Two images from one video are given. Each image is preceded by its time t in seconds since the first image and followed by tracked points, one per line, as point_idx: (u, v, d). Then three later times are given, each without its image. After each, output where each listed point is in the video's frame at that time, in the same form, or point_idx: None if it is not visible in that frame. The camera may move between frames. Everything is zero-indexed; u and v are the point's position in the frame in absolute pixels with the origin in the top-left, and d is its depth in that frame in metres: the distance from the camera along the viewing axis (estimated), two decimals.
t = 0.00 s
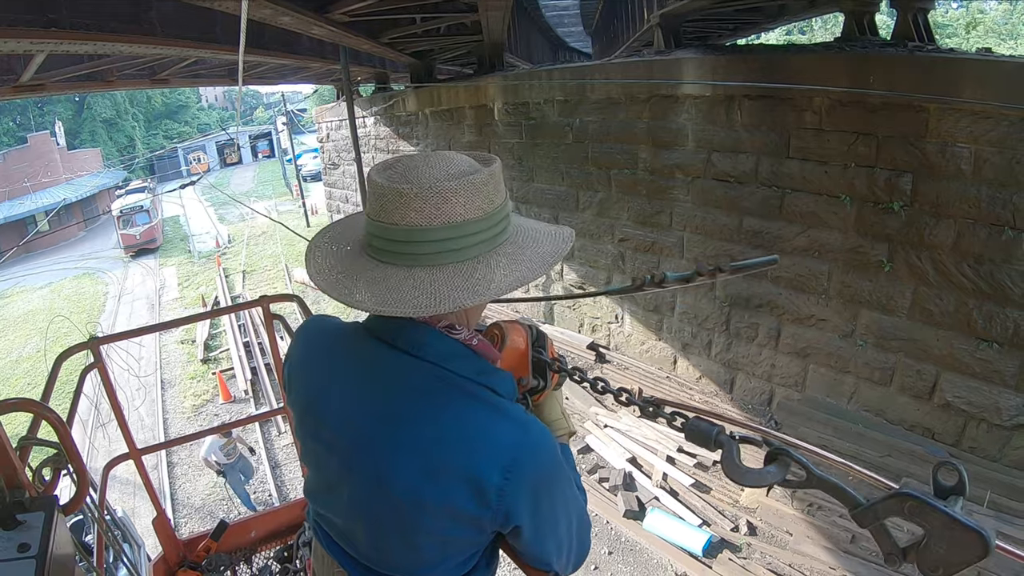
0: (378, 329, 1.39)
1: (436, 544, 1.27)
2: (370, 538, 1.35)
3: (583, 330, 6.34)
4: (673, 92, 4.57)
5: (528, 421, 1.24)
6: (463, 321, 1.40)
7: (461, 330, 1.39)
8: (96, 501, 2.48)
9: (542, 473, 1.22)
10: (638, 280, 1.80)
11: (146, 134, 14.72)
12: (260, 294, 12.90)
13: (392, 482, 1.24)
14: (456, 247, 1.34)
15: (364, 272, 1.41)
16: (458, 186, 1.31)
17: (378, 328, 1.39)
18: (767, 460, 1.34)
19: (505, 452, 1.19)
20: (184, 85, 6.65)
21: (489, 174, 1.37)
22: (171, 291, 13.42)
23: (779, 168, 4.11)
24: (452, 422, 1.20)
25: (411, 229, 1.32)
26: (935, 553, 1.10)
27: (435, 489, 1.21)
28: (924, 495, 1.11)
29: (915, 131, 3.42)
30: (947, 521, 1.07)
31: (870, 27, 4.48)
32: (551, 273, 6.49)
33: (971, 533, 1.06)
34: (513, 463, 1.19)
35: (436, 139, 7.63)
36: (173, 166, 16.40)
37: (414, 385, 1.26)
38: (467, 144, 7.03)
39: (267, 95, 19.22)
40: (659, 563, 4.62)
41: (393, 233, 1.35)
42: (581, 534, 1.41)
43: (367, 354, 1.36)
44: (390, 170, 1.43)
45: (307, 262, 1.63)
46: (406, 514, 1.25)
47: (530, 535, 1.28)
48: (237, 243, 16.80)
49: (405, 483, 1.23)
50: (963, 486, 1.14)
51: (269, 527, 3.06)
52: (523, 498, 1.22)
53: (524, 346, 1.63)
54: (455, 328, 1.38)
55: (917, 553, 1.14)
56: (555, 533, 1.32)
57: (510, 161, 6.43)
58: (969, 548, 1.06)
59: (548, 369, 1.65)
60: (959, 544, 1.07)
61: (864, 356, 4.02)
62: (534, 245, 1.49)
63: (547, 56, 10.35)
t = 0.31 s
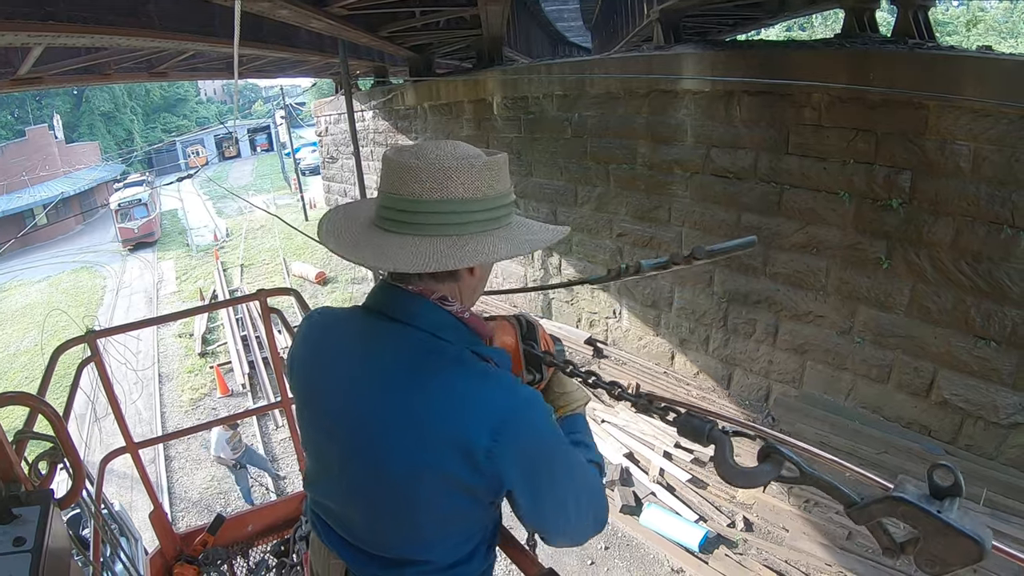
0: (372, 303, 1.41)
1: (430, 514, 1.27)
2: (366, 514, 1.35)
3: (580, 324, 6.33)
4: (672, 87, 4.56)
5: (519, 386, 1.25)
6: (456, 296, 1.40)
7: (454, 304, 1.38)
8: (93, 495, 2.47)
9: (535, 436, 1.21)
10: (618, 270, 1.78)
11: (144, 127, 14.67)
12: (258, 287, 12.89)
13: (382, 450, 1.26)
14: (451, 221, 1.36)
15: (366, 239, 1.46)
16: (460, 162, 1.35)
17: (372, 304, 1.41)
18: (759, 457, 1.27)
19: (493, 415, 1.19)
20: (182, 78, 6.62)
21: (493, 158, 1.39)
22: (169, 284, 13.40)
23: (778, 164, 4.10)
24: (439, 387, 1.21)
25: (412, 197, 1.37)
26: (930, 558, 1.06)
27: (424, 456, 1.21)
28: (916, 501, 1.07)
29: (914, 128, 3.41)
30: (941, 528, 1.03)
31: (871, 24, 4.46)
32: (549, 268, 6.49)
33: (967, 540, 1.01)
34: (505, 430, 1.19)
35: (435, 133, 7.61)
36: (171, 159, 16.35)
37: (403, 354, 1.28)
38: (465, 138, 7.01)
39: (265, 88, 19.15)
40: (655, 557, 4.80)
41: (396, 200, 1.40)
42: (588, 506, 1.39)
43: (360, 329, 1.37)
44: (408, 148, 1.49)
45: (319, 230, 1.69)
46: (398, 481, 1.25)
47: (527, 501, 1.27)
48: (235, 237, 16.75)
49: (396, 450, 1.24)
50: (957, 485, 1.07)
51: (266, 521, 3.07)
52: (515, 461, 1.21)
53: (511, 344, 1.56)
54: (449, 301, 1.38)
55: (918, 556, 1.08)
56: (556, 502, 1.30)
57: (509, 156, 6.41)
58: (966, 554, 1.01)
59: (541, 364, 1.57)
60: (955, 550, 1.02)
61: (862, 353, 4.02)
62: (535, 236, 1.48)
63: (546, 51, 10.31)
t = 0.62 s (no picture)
0: (364, 279, 1.56)
1: (403, 464, 1.38)
2: (348, 470, 1.46)
3: (577, 320, 6.32)
4: (670, 84, 4.55)
5: (487, 348, 1.33)
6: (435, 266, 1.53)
7: (431, 273, 1.51)
8: (88, 491, 2.46)
9: (499, 392, 1.28)
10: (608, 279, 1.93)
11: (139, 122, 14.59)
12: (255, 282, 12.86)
13: (360, 404, 1.38)
14: (425, 194, 1.48)
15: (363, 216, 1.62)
16: (439, 143, 1.49)
17: (365, 277, 1.55)
18: (751, 466, 1.28)
19: (456, 369, 1.29)
20: (179, 73, 6.58)
21: (475, 142, 1.51)
22: (165, 279, 13.37)
23: (775, 161, 4.10)
24: (410, 343, 1.33)
25: (398, 173, 1.52)
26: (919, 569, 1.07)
27: (394, 406, 1.33)
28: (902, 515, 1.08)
29: (912, 126, 3.41)
30: (928, 543, 1.04)
31: (869, 21, 4.46)
32: (546, 264, 6.48)
33: (954, 556, 1.01)
34: (472, 391, 1.28)
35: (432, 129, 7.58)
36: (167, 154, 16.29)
37: (382, 318, 1.41)
38: (462, 134, 6.99)
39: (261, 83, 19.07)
40: (651, 554, 4.82)
41: (387, 177, 1.56)
42: (585, 480, 1.35)
43: (352, 299, 1.51)
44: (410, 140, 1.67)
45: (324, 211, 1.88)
46: (374, 432, 1.37)
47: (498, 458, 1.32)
48: (232, 232, 16.67)
49: (371, 403, 1.36)
50: (945, 498, 1.06)
51: (262, 517, 3.06)
52: (480, 414, 1.28)
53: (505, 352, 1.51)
54: (427, 271, 1.51)
55: (906, 566, 1.10)
56: (535, 463, 1.31)
57: (506, 152, 6.40)
58: (953, 568, 1.02)
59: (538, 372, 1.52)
60: (943, 564, 1.03)
61: (858, 350, 4.03)
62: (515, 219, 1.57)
63: (542, 46, 10.29)
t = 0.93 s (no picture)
0: (375, 269, 1.59)
1: (404, 445, 1.40)
2: (349, 452, 1.48)
3: (573, 319, 6.32)
4: (667, 83, 4.56)
5: (493, 332, 1.36)
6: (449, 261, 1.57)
7: (444, 265, 1.54)
8: (84, 490, 2.44)
9: (502, 373, 1.30)
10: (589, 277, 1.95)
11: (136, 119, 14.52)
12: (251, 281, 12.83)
13: (364, 385, 1.41)
14: (446, 190, 1.53)
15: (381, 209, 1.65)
16: (472, 149, 1.57)
17: (375, 267, 1.58)
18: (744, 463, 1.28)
19: (461, 351, 1.32)
20: (176, 70, 6.56)
21: (505, 154, 1.60)
22: (162, 278, 13.33)
23: (772, 160, 4.11)
24: (416, 326, 1.37)
25: (423, 169, 1.58)
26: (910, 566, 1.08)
27: (398, 386, 1.36)
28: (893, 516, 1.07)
29: (908, 125, 3.42)
30: (919, 543, 1.04)
31: (866, 21, 4.46)
32: (542, 262, 6.48)
33: (944, 555, 1.02)
34: (475, 371, 1.30)
35: (429, 127, 7.57)
36: (164, 152, 16.24)
37: (390, 303, 1.44)
38: (460, 132, 6.99)
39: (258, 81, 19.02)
40: (647, 552, 4.83)
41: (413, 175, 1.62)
42: (586, 464, 1.37)
43: (360, 285, 1.54)
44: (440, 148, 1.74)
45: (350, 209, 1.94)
46: (376, 413, 1.39)
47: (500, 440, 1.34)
48: (228, 230, 16.63)
49: (375, 384, 1.39)
50: (938, 499, 1.06)
51: (259, 514, 3.06)
52: (482, 396, 1.30)
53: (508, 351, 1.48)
54: (441, 263, 1.54)
55: (900, 561, 1.11)
56: (535, 445, 1.33)
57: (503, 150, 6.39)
58: (943, 566, 1.03)
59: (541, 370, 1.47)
60: (934, 563, 1.03)
61: (855, 349, 4.04)
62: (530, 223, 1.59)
63: (539, 45, 10.29)
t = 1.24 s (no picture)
0: (375, 270, 1.58)
1: (412, 446, 1.39)
2: (353, 453, 1.46)
3: (569, 319, 6.31)
4: (663, 83, 4.56)
5: (502, 330, 1.36)
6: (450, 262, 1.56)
7: (446, 266, 1.54)
8: (79, 491, 2.42)
9: (512, 371, 1.31)
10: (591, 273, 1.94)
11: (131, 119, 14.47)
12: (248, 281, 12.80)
13: (370, 387, 1.39)
14: (442, 192, 1.53)
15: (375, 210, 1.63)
16: (469, 150, 1.57)
17: (376, 269, 1.57)
18: (744, 460, 1.28)
19: (472, 349, 1.32)
20: (172, 70, 6.54)
21: (500, 154, 1.60)
22: (158, 278, 13.30)
23: (768, 160, 4.11)
24: (424, 325, 1.36)
25: (417, 170, 1.57)
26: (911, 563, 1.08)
27: (406, 386, 1.35)
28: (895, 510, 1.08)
29: (904, 125, 3.43)
30: (920, 537, 1.04)
31: (862, 21, 4.47)
32: (539, 262, 6.48)
33: (946, 548, 1.02)
34: (486, 369, 1.30)
35: (426, 127, 7.57)
36: (160, 152, 16.19)
37: (395, 303, 1.43)
38: (456, 132, 6.98)
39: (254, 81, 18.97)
40: (644, 552, 4.83)
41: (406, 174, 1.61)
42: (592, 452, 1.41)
43: (361, 286, 1.53)
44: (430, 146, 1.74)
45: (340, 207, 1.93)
46: (383, 413, 1.38)
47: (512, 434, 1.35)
48: (224, 231, 16.60)
49: (382, 385, 1.37)
50: (939, 493, 1.07)
51: (254, 515, 3.04)
52: (494, 393, 1.31)
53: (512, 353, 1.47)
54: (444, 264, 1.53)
55: (899, 560, 1.10)
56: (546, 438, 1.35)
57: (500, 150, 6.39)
58: (945, 560, 1.02)
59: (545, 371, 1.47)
60: (936, 557, 1.03)
61: (851, 348, 4.04)
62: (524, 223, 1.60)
63: (536, 45, 10.28)
